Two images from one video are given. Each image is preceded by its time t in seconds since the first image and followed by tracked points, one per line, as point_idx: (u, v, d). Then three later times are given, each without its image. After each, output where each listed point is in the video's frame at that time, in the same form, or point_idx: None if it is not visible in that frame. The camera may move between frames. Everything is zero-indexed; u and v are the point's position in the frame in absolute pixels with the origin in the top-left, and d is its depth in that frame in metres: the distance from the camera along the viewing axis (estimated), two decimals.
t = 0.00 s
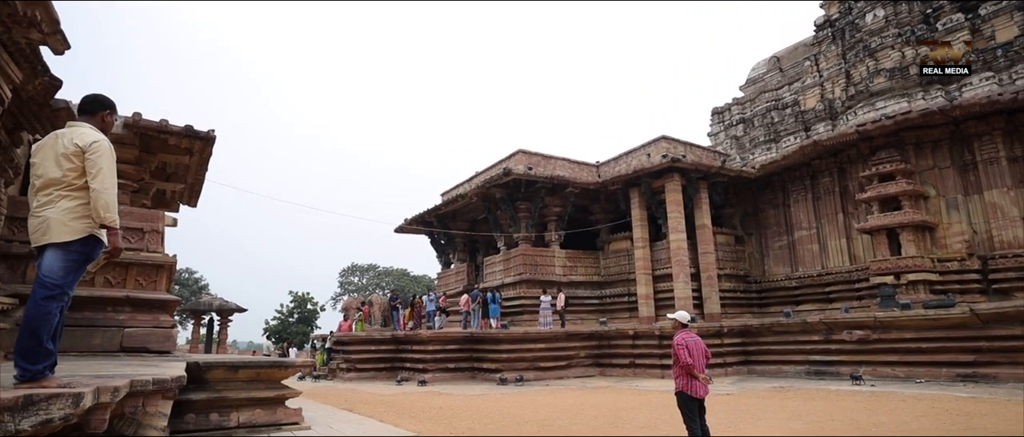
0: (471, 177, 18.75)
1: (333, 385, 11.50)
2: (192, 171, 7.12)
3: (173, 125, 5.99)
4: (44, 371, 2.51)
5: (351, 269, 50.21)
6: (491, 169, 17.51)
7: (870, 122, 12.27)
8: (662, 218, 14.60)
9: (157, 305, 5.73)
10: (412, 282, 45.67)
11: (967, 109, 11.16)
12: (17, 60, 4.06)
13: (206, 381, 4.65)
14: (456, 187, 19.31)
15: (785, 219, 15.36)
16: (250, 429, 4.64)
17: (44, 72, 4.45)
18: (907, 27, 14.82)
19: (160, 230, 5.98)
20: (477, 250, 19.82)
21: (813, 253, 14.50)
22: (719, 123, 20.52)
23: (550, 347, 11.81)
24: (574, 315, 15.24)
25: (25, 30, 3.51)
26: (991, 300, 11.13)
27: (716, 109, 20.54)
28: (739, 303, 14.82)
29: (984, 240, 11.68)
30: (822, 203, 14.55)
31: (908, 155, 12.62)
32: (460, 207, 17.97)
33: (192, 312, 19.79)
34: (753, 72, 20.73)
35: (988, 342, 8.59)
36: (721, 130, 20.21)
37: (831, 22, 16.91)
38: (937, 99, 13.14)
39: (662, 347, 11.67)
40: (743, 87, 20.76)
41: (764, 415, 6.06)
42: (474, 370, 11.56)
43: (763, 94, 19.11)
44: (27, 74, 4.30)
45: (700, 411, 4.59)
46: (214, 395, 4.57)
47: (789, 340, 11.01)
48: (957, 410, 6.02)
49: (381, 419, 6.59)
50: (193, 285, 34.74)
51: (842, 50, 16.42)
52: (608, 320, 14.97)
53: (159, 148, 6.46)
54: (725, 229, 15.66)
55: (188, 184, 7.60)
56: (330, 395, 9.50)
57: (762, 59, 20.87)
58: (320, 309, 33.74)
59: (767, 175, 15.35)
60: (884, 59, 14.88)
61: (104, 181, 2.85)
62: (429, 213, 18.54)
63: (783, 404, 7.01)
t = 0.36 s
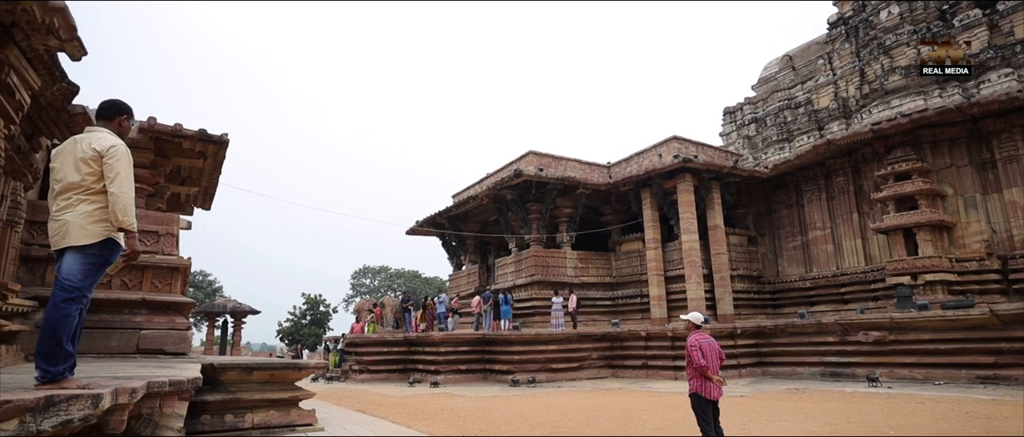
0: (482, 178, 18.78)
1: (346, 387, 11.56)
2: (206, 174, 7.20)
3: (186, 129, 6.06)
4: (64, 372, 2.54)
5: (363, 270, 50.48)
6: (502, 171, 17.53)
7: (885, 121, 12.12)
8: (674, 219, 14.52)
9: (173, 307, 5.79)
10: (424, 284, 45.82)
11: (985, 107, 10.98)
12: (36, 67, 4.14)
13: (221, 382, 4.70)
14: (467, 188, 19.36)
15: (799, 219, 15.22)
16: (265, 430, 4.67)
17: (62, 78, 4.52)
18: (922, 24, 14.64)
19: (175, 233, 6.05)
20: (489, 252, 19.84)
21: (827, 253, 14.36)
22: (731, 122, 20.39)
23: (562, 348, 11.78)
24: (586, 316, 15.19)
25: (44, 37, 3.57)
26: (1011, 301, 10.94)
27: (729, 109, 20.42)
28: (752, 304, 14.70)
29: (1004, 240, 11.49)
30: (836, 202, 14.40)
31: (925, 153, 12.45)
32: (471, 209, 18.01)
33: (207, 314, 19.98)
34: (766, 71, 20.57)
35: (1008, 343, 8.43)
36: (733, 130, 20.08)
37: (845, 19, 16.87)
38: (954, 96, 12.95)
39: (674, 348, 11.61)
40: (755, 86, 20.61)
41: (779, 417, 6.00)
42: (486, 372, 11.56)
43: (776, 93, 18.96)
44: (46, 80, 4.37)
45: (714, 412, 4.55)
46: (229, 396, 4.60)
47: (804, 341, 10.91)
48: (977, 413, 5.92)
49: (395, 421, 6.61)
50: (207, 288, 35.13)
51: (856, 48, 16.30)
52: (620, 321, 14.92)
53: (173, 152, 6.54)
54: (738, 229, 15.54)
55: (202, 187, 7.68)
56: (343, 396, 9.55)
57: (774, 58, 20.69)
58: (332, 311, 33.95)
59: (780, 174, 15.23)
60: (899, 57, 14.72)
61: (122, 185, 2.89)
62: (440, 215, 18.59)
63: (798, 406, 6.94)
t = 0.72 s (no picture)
0: (494, 181, 18.80)
1: (359, 389, 11.61)
2: (221, 178, 7.28)
3: (202, 134, 6.14)
4: (84, 375, 2.58)
5: (375, 273, 50.70)
6: (513, 173, 17.54)
7: (901, 119, 11.97)
8: (687, 220, 14.44)
9: (189, 310, 5.85)
10: (436, 287, 45.92)
11: (1004, 104, 10.81)
12: (56, 74, 4.21)
13: (236, 384, 4.74)
14: (478, 191, 19.39)
15: (813, 220, 15.07)
16: (280, 433, 4.69)
17: (81, 85, 4.59)
18: (938, 21, 14.45)
19: (191, 237, 6.12)
20: (501, 254, 19.85)
21: (843, 254, 14.20)
22: (743, 123, 20.23)
23: (575, 350, 11.75)
24: (599, 319, 15.14)
25: (64, 45, 3.63)
26: None
27: (741, 109, 20.29)
28: (767, 306, 14.57)
29: None
30: (851, 202, 14.24)
31: (942, 152, 12.27)
32: (483, 212, 18.04)
33: (221, 317, 20.16)
34: (778, 71, 20.40)
35: None
36: (745, 130, 19.94)
37: (859, 17, 16.73)
38: (972, 94, 12.77)
39: (688, 351, 11.53)
40: (768, 86, 20.46)
41: (797, 420, 5.94)
42: (498, 374, 11.54)
43: (789, 93, 18.80)
44: (66, 87, 4.44)
45: (730, 415, 4.54)
46: (244, 398, 4.64)
47: (820, 343, 10.79)
48: (1001, 417, 5.81)
49: (408, 423, 6.63)
50: (222, 291, 35.52)
51: (870, 47, 16.15)
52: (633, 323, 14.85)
53: (189, 157, 6.62)
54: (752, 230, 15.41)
55: (217, 191, 7.77)
56: (356, 398, 9.59)
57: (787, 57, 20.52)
58: (344, 314, 34.12)
59: (794, 175, 15.09)
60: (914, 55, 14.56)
61: (140, 190, 2.93)
62: (452, 217, 18.63)
63: (815, 409, 6.85)
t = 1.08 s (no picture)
0: (505, 184, 18.83)
1: (372, 392, 11.66)
2: (234, 183, 7.37)
3: (216, 141, 6.22)
4: (104, 378, 2.62)
5: (387, 277, 50.91)
6: (524, 176, 17.56)
7: (916, 118, 11.82)
8: (699, 222, 14.36)
9: (204, 314, 5.92)
10: (448, 290, 46.00)
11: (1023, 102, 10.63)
12: (76, 83, 4.29)
13: (251, 388, 4.78)
14: (490, 194, 19.43)
15: (828, 220, 14.93)
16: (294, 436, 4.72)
17: (99, 93, 4.67)
18: (955, 18, 14.27)
19: (206, 242, 6.20)
20: (512, 257, 19.86)
21: (858, 255, 14.04)
22: (755, 123, 20.09)
23: (587, 353, 11.72)
24: (611, 321, 15.08)
25: (82, 55, 3.70)
26: None
27: (753, 109, 20.17)
28: (781, 308, 14.43)
29: None
30: (866, 203, 14.07)
31: (960, 151, 12.09)
32: (494, 215, 18.06)
33: (235, 321, 20.34)
34: (791, 71, 20.25)
35: None
36: (758, 130, 19.80)
37: (873, 16, 16.55)
38: (990, 92, 12.59)
39: (701, 353, 11.45)
40: (780, 86, 20.32)
41: (814, 423, 5.86)
42: (511, 378, 11.51)
43: (802, 93, 18.65)
44: (84, 95, 4.51)
45: (745, 418, 4.51)
46: (259, 402, 4.67)
47: (835, 345, 10.66)
48: None
49: (421, 427, 6.64)
50: (236, 295, 35.88)
51: (884, 45, 15.97)
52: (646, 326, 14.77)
53: (203, 163, 6.70)
54: (765, 232, 15.28)
55: (231, 196, 7.86)
56: (369, 402, 9.63)
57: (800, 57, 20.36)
58: (357, 318, 34.28)
59: (807, 175, 14.96)
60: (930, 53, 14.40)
61: (157, 196, 2.97)
62: (463, 221, 18.68)
63: (832, 412, 6.77)
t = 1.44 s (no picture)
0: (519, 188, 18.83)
1: (388, 398, 11.68)
2: (251, 191, 7.46)
3: (233, 149, 6.30)
4: (126, 385, 2.66)
5: (402, 283, 51.10)
6: (537, 180, 17.55)
7: (936, 117, 11.64)
8: (714, 225, 14.25)
9: (222, 321, 5.98)
10: (462, 295, 46.03)
11: None
12: (97, 94, 4.38)
13: (269, 394, 4.81)
14: (503, 199, 19.44)
15: (846, 222, 14.74)
16: None
17: (120, 103, 4.75)
18: (974, 14, 14.04)
19: (224, 250, 6.27)
20: (526, 262, 19.84)
21: (878, 257, 13.82)
22: (770, 125, 19.90)
23: (603, 358, 11.65)
24: (626, 326, 14.98)
25: (103, 66, 3.77)
26: None
27: (768, 111, 19.96)
28: (799, 311, 14.23)
29: None
30: (885, 203, 13.86)
31: (982, 150, 11.86)
32: (508, 219, 18.07)
33: (253, 327, 20.53)
34: (805, 71, 20.05)
35: None
36: (773, 132, 19.60)
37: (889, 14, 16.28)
38: (1011, 89, 12.37)
39: (718, 358, 11.36)
40: (796, 87, 20.09)
41: (835, 429, 5.76)
42: (526, 383, 11.46)
43: (818, 93, 18.42)
44: (105, 106, 4.60)
45: (765, 423, 4.45)
46: (276, 407, 4.71)
47: (856, 349, 10.50)
48: None
49: (436, 432, 6.65)
50: (253, 302, 36.22)
51: (901, 43, 15.73)
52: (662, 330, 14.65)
53: (220, 171, 6.79)
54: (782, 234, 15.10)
55: (247, 204, 7.96)
56: (385, 407, 9.65)
57: (815, 56, 20.12)
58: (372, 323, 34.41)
59: (824, 176, 14.79)
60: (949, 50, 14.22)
61: (176, 204, 3.00)
62: (477, 226, 18.70)
63: (853, 417, 6.64)
